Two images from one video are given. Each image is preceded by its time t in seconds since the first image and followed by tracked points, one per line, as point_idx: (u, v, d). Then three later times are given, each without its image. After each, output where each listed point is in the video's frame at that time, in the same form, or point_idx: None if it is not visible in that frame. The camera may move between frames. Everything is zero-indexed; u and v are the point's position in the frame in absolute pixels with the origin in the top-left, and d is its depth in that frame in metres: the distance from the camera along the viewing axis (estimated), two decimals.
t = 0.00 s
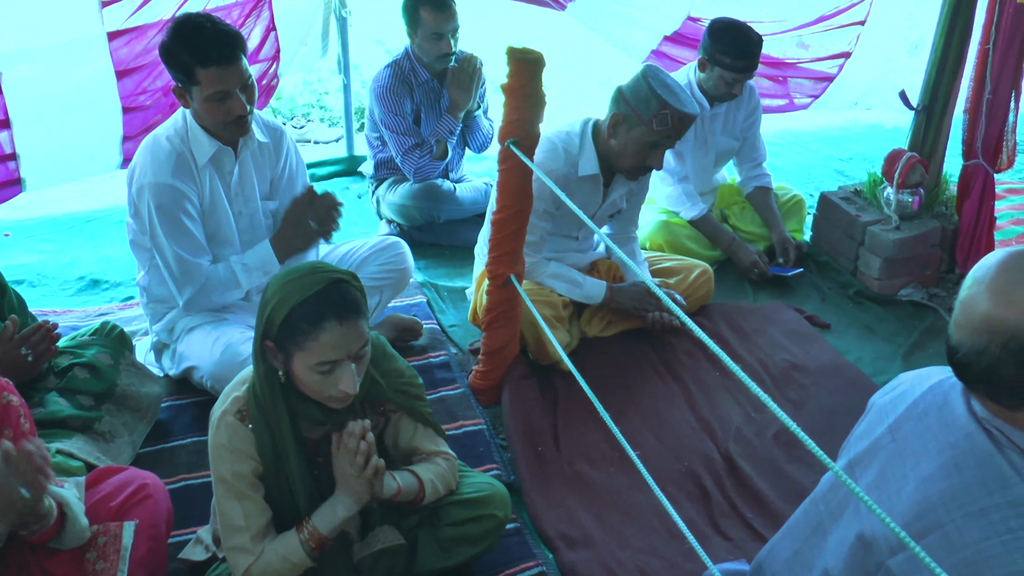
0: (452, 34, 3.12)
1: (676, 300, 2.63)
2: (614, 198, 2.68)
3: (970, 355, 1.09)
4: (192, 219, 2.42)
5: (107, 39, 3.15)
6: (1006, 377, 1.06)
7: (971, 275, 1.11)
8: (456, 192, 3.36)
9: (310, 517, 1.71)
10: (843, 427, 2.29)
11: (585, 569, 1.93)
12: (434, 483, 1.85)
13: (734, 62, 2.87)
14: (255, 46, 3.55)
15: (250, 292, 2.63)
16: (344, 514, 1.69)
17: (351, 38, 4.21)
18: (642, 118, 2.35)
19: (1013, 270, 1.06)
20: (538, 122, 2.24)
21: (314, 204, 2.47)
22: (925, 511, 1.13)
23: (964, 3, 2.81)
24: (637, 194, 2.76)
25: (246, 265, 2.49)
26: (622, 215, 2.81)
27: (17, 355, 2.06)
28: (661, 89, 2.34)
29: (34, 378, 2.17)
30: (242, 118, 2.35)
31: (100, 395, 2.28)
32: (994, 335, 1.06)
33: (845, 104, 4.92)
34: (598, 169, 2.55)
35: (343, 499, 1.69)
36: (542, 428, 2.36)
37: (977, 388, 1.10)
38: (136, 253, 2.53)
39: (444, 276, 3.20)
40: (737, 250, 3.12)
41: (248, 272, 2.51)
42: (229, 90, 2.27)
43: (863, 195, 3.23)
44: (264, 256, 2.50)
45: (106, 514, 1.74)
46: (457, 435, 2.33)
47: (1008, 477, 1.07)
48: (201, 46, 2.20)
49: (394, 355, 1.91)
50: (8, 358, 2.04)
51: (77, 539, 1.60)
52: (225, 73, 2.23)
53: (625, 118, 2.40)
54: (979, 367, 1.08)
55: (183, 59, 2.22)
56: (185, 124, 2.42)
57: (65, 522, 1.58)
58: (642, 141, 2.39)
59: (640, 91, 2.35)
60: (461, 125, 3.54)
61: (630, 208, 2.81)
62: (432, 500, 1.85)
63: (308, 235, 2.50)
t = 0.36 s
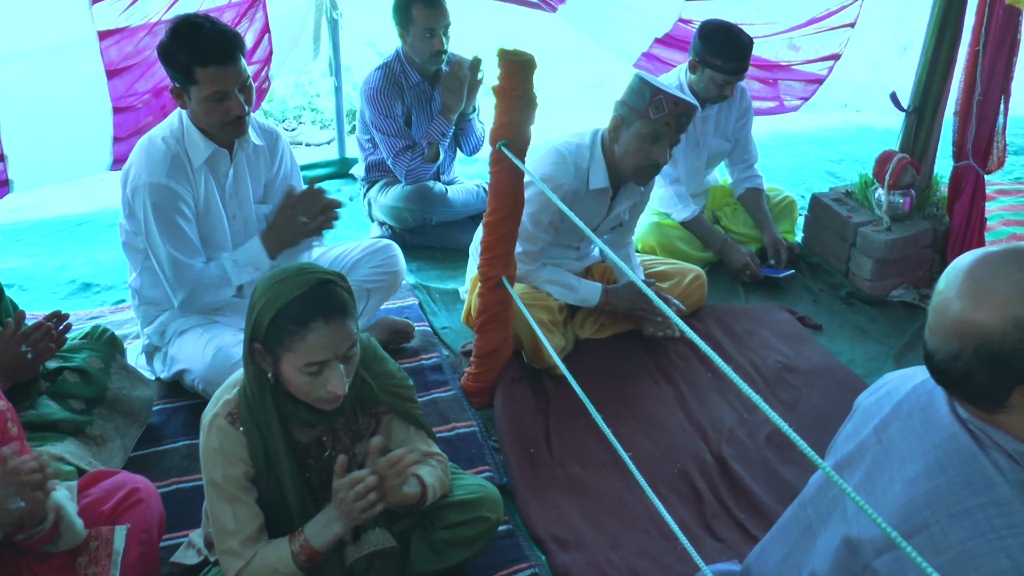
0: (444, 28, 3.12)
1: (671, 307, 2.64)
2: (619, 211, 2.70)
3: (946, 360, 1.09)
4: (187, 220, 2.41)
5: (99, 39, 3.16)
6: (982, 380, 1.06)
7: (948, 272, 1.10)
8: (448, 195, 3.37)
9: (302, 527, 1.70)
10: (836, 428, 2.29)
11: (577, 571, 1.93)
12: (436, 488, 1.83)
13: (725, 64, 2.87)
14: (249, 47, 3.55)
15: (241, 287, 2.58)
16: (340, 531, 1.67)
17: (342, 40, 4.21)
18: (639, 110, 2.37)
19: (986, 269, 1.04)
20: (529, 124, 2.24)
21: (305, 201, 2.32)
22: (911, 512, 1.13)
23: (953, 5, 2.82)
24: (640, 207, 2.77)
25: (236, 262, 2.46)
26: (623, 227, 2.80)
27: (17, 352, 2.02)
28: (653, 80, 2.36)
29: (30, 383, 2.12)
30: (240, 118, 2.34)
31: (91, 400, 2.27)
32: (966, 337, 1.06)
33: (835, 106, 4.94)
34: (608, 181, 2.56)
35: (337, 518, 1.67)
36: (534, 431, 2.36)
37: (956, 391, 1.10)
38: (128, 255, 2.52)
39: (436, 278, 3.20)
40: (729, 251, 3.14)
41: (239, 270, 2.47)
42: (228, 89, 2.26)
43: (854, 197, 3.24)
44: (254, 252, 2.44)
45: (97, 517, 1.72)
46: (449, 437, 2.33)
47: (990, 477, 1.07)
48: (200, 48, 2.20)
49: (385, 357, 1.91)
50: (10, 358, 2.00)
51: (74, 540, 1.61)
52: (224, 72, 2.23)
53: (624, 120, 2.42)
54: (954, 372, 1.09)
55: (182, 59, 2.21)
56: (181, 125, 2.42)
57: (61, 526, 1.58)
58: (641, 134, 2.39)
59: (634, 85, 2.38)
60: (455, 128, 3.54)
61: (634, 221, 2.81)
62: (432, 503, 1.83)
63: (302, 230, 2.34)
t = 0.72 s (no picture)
0: (437, 22, 3.12)
1: (663, 307, 2.64)
2: (601, 198, 2.69)
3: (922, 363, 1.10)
4: (183, 219, 2.41)
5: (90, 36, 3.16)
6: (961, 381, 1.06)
7: (924, 273, 1.10)
8: (440, 195, 3.37)
9: (298, 525, 1.70)
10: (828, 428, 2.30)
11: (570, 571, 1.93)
12: (422, 490, 1.85)
13: (717, 65, 2.88)
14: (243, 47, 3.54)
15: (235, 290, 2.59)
16: (333, 526, 1.68)
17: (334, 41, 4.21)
18: (594, 88, 2.43)
19: (960, 270, 1.04)
20: (522, 124, 2.25)
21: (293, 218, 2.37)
22: (897, 512, 1.12)
23: (944, 5, 2.83)
24: (623, 196, 2.78)
25: (232, 271, 2.48)
26: (608, 217, 2.81)
27: (15, 344, 2.02)
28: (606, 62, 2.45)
29: (23, 383, 2.12)
30: (240, 118, 2.34)
31: (82, 402, 2.26)
32: (941, 339, 1.06)
33: (825, 108, 4.97)
34: (587, 166, 2.56)
35: (330, 510, 1.67)
36: (527, 432, 2.36)
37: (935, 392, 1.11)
38: (121, 256, 2.52)
39: (429, 279, 3.20)
40: (721, 252, 3.13)
41: (234, 277, 2.50)
42: (229, 88, 2.27)
43: (846, 197, 3.25)
44: (250, 262, 2.49)
45: (89, 521, 1.71)
46: (442, 438, 2.33)
47: (975, 476, 1.08)
48: (201, 47, 2.20)
49: (378, 358, 1.91)
50: (8, 353, 2.00)
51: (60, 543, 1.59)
52: (225, 72, 2.24)
53: (586, 104, 2.49)
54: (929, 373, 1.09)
55: (183, 59, 2.21)
56: (178, 124, 2.41)
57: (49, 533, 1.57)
58: (602, 111, 2.43)
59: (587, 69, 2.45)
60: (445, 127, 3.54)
61: (618, 211, 2.81)
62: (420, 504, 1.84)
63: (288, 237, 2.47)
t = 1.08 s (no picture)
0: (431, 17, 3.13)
1: (657, 306, 2.63)
2: (581, 183, 2.67)
3: (911, 364, 1.10)
4: (179, 217, 2.40)
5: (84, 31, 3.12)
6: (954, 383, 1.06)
7: (918, 275, 1.10)
8: (435, 195, 3.37)
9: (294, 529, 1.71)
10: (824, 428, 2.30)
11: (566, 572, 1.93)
12: (422, 492, 1.84)
13: (712, 65, 2.88)
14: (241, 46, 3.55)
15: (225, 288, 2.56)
16: (329, 531, 1.69)
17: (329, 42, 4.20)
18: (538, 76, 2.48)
19: (953, 272, 1.04)
20: (518, 124, 2.25)
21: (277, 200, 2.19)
22: (893, 514, 1.13)
23: (939, 6, 2.83)
24: (607, 183, 2.75)
25: (215, 260, 2.38)
26: (594, 205, 2.77)
27: None
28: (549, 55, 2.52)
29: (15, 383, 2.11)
30: (238, 114, 2.34)
31: (77, 402, 2.25)
32: (931, 340, 1.06)
33: (818, 110, 4.97)
34: (556, 154, 2.56)
35: (329, 518, 1.69)
36: (522, 432, 2.36)
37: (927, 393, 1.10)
38: (117, 255, 2.52)
39: (424, 280, 3.20)
40: (716, 253, 3.14)
41: (217, 268, 2.40)
42: (228, 85, 2.26)
43: (841, 198, 3.26)
44: (231, 251, 2.36)
45: (84, 521, 1.71)
46: (437, 439, 2.32)
47: (970, 476, 1.08)
48: (205, 43, 2.21)
49: (373, 358, 1.91)
50: None
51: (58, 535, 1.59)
52: (226, 67, 2.24)
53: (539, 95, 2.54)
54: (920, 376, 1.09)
55: (184, 53, 2.21)
56: (175, 122, 2.41)
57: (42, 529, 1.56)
58: (552, 94, 2.47)
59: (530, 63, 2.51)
60: (444, 128, 3.54)
61: (603, 199, 2.77)
62: (420, 506, 1.84)
63: (262, 242, 2.30)
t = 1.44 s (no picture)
0: (428, 16, 3.12)
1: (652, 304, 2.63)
2: (572, 177, 2.67)
3: (927, 363, 1.12)
4: (178, 218, 2.40)
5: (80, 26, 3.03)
6: (972, 383, 1.08)
7: (936, 276, 1.13)
8: (433, 196, 3.37)
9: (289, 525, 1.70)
10: (822, 429, 2.30)
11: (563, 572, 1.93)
12: (413, 490, 1.84)
13: (709, 66, 2.89)
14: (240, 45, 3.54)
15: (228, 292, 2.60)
16: (324, 523, 1.68)
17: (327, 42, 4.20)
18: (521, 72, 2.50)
19: (972, 274, 1.07)
20: (516, 124, 2.25)
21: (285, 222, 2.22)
22: (900, 513, 1.12)
23: (937, 6, 2.83)
24: (601, 179, 2.74)
25: (227, 266, 2.50)
26: (588, 201, 2.78)
27: None
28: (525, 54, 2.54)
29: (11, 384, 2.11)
30: (240, 117, 2.34)
31: (74, 403, 2.25)
32: (949, 338, 1.09)
33: (813, 111, 4.98)
34: (546, 152, 2.56)
35: (321, 507, 1.68)
36: (520, 431, 2.36)
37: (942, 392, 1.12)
38: (115, 255, 2.51)
39: (422, 280, 3.20)
40: (714, 253, 3.13)
41: (228, 274, 2.51)
42: (229, 87, 2.26)
43: (839, 198, 3.26)
44: (243, 257, 2.50)
45: (80, 522, 1.70)
46: (435, 439, 2.32)
47: (978, 477, 1.07)
48: (203, 44, 2.20)
49: (370, 359, 1.90)
50: None
51: (46, 544, 1.59)
52: (227, 69, 2.24)
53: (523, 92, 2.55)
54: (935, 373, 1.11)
55: (185, 55, 2.20)
56: (175, 124, 2.40)
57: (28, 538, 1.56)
58: (535, 90, 2.48)
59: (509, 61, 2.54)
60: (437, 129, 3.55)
61: (596, 194, 2.77)
62: (412, 506, 1.84)
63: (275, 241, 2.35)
